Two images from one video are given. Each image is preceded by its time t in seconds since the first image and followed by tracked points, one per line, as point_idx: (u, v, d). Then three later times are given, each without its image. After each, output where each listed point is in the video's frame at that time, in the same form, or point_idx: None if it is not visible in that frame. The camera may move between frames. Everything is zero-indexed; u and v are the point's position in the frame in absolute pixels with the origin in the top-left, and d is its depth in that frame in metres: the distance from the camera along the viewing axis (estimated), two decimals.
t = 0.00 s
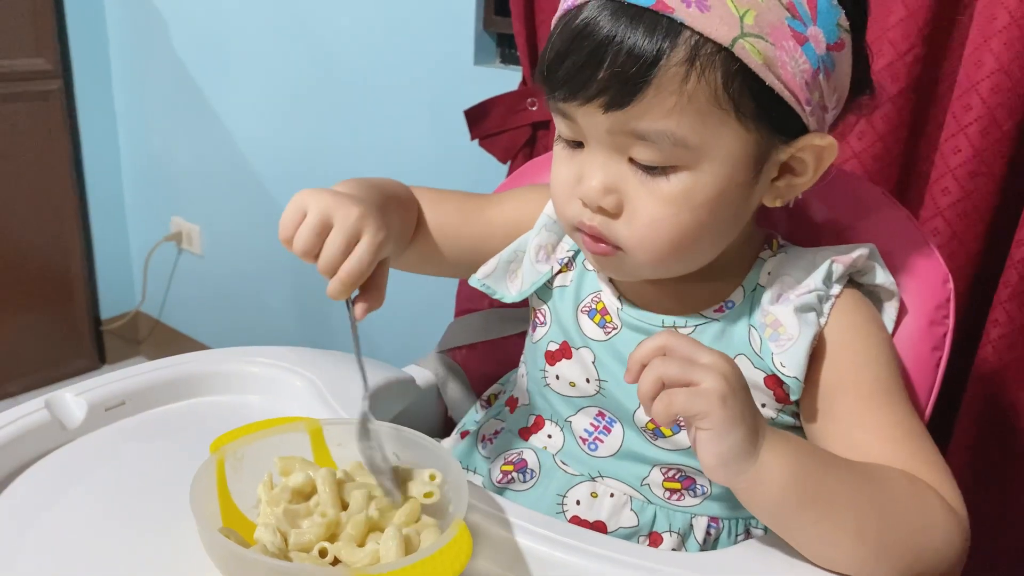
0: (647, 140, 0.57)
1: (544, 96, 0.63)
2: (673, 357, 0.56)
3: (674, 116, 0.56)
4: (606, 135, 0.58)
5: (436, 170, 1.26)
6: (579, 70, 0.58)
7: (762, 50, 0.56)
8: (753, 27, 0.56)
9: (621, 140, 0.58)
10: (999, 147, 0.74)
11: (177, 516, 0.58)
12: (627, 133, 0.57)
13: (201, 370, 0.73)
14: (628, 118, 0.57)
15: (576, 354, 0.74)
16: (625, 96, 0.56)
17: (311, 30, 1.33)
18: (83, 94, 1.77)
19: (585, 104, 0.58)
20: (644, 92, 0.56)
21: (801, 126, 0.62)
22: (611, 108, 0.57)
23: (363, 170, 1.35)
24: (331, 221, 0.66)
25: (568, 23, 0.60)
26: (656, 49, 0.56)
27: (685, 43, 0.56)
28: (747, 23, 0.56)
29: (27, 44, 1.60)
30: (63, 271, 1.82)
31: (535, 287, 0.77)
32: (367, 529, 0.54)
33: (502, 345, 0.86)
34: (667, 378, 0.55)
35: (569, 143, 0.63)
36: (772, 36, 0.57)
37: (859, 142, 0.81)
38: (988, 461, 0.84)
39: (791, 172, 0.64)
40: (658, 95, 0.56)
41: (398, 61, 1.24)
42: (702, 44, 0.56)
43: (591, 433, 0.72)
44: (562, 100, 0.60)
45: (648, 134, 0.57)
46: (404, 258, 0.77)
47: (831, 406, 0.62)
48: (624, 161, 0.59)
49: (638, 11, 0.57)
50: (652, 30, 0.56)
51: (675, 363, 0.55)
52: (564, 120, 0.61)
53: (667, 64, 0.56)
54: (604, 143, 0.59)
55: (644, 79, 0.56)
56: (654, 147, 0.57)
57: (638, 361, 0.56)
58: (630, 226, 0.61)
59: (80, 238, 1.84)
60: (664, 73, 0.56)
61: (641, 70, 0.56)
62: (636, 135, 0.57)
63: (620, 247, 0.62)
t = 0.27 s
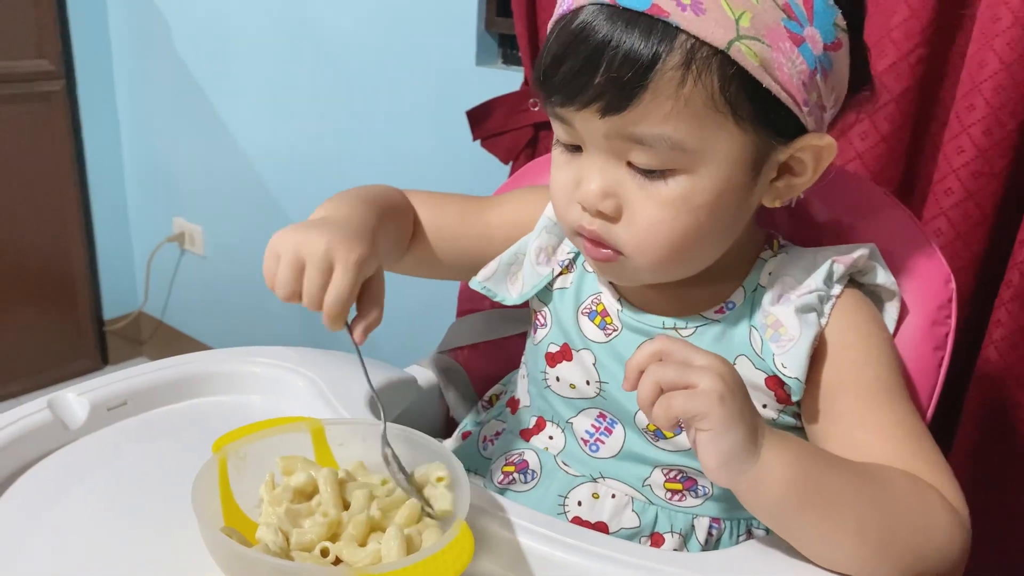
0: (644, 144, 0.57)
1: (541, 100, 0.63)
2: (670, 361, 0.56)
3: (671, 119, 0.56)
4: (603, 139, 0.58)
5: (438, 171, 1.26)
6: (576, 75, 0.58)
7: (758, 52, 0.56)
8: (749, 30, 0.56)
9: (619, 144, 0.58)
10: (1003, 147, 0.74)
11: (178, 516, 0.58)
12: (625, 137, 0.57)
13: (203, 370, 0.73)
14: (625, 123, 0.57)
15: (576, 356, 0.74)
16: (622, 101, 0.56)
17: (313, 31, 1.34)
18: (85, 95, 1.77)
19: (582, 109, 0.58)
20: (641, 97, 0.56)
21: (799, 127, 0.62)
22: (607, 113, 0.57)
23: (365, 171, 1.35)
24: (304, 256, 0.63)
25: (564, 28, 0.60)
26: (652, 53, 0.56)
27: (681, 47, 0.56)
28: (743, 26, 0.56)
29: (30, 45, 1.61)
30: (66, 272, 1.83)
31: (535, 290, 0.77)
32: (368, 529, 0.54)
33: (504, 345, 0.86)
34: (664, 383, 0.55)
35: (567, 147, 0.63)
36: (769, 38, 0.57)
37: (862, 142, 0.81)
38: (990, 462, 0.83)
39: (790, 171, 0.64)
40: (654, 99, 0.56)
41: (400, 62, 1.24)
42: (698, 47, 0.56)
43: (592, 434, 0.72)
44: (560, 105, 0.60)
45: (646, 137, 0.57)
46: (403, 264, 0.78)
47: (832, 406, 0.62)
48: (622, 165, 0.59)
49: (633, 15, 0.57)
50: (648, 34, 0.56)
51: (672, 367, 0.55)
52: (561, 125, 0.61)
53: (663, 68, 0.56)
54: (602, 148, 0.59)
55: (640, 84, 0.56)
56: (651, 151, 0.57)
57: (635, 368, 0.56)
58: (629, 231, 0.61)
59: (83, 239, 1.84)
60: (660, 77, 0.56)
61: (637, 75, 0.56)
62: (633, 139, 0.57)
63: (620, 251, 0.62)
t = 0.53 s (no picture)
0: (647, 149, 0.57)
1: (543, 105, 0.63)
2: (675, 362, 0.56)
3: (674, 125, 0.56)
4: (606, 145, 0.59)
5: (440, 171, 1.26)
6: (578, 81, 0.58)
7: (761, 57, 0.56)
8: (751, 35, 0.56)
9: (622, 150, 0.58)
10: (1005, 147, 0.74)
11: (182, 515, 0.58)
12: (627, 143, 0.58)
13: (206, 370, 0.73)
14: (627, 129, 0.57)
15: (577, 359, 0.74)
16: (624, 106, 0.56)
17: (316, 31, 1.34)
18: (88, 95, 1.78)
19: (584, 114, 0.58)
20: (643, 104, 0.56)
21: (801, 129, 0.61)
22: (610, 119, 0.57)
23: (368, 171, 1.35)
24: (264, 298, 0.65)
25: (565, 32, 0.60)
26: (654, 59, 0.56)
27: (684, 52, 0.56)
28: (745, 30, 0.56)
29: (33, 46, 1.61)
30: (69, 273, 1.83)
31: (537, 297, 0.77)
32: (371, 529, 0.54)
33: (506, 346, 0.86)
34: (669, 387, 0.54)
35: (568, 152, 0.63)
36: (771, 42, 0.57)
37: (864, 143, 0.81)
38: (993, 463, 0.83)
39: (792, 174, 0.64)
40: (657, 105, 0.56)
41: (402, 63, 1.24)
42: (700, 52, 0.56)
43: (595, 435, 0.72)
44: (562, 111, 0.60)
45: (649, 143, 0.57)
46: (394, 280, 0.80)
47: (835, 407, 0.62)
48: (624, 170, 0.59)
49: (635, 21, 0.56)
50: (650, 38, 0.56)
51: (677, 370, 0.55)
52: (564, 130, 0.61)
53: (665, 73, 0.55)
54: (605, 153, 0.59)
55: (642, 90, 0.56)
56: (654, 156, 0.57)
57: (641, 369, 0.56)
58: (632, 235, 0.61)
59: (85, 239, 1.84)
60: (663, 83, 0.55)
61: (639, 81, 0.56)
62: (636, 145, 0.57)
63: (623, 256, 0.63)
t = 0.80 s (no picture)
0: (652, 154, 0.57)
1: (545, 109, 0.63)
2: (677, 364, 0.56)
3: (678, 129, 0.56)
4: (610, 149, 0.58)
5: (441, 171, 1.26)
6: (581, 86, 0.58)
7: (765, 60, 0.56)
8: (755, 38, 0.56)
9: (626, 154, 0.58)
10: (1008, 148, 0.74)
11: (183, 515, 0.58)
12: (632, 147, 0.57)
13: (206, 370, 0.73)
14: (632, 134, 0.57)
15: (578, 359, 0.74)
16: (629, 111, 0.56)
17: (317, 31, 1.34)
18: (90, 95, 1.78)
19: (588, 119, 0.58)
20: (647, 108, 0.56)
21: (805, 131, 0.61)
22: (614, 123, 0.57)
23: (369, 171, 1.35)
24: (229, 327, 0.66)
25: (568, 36, 0.60)
26: (658, 63, 0.56)
27: (687, 55, 0.55)
28: (749, 33, 0.56)
29: (35, 46, 1.61)
30: (70, 272, 1.83)
31: (537, 297, 0.77)
32: (370, 530, 0.54)
33: (507, 346, 0.86)
34: (670, 390, 0.54)
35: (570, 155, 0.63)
36: (774, 45, 0.57)
37: (866, 144, 0.81)
38: (994, 463, 0.83)
39: (794, 176, 0.64)
40: (661, 109, 0.56)
41: (404, 63, 1.24)
42: (704, 55, 0.55)
43: (596, 435, 0.72)
44: (565, 115, 0.60)
45: (653, 147, 0.57)
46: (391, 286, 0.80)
47: (836, 407, 0.62)
48: (628, 174, 0.59)
49: (639, 25, 0.56)
50: (654, 43, 0.56)
51: (678, 372, 0.54)
52: (567, 134, 0.61)
53: (670, 77, 0.55)
54: (609, 157, 0.59)
55: (647, 95, 0.56)
56: (659, 160, 0.57)
57: (642, 370, 0.56)
58: (637, 239, 0.61)
59: (87, 239, 1.85)
60: (667, 87, 0.55)
61: (644, 86, 0.56)
62: (640, 149, 0.57)
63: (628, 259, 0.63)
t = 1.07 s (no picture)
0: (653, 154, 0.57)
1: (546, 109, 0.62)
2: (676, 365, 0.56)
3: (680, 129, 0.56)
4: (611, 150, 0.58)
5: (443, 170, 1.26)
6: (582, 86, 0.58)
7: (766, 58, 0.56)
8: (756, 36, 0.56)
9: (628, 154, 0.58)
10: (1011, 146, 0.74)
11: (185, 511, 0.58)
12: (633, 148, 0.57)
13: (207, 367, 0.73)
14: (633, 134, 0.57)
15: (579, 356, 0.74)
16: (630, 112, 0.56)
17: (319, 30, 1.34)
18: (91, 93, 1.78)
19: (589, 120, 0.58)
20: (648, 109, 0.56)
21: (807, 128, 0.61)
22: (615, 124, 0.57)
23: (371, 170, 1.35)
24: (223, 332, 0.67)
25: (569, 36, 0.60)
26: (658, 63, 0.55)
27: (688, 55, 0.55)
28: (750, 32, 0.56)
29: (37, 44, 1.61)
30: (72, 271, 1.83)
31: (538, 294, 0.77)
32: (371, 526, 0.54)
33: (508, 344, 0.86)
34: (669, 392, 0.54)
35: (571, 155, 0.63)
36: (775, 43, 0.57)
37: (869, 142, 0.81)
38: (996, 462, 0.83)
39: (796, 173, 0.64)
40: (662, 109, 0.55)
41: (405, 61, 1.24)
42: (705, 55, 0.55)
43: (597, 432, 0.72)
44: (566, 116, 0.60)
45: (655, 147, 0.57)
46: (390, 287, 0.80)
47: (838, 405, 0.62)
48: (630, 174, 0.59)
49: (638, 25, 0.56)
50: (655, 42, 0.56)
51: (677, 374, 0.54)
52: (568, 135, 0.61)
53: (670, 77, 0.55)
54: (610, 158, 0.59)
55: (647, 95, 0.55)
56: (660, 160, 0.57)
57: (641, 372, 0.56)
58: (639, 239, 0.61)
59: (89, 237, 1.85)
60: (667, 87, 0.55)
61: (644, 87, 0.55)
62: (642, 149, 0.57)
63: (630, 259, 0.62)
